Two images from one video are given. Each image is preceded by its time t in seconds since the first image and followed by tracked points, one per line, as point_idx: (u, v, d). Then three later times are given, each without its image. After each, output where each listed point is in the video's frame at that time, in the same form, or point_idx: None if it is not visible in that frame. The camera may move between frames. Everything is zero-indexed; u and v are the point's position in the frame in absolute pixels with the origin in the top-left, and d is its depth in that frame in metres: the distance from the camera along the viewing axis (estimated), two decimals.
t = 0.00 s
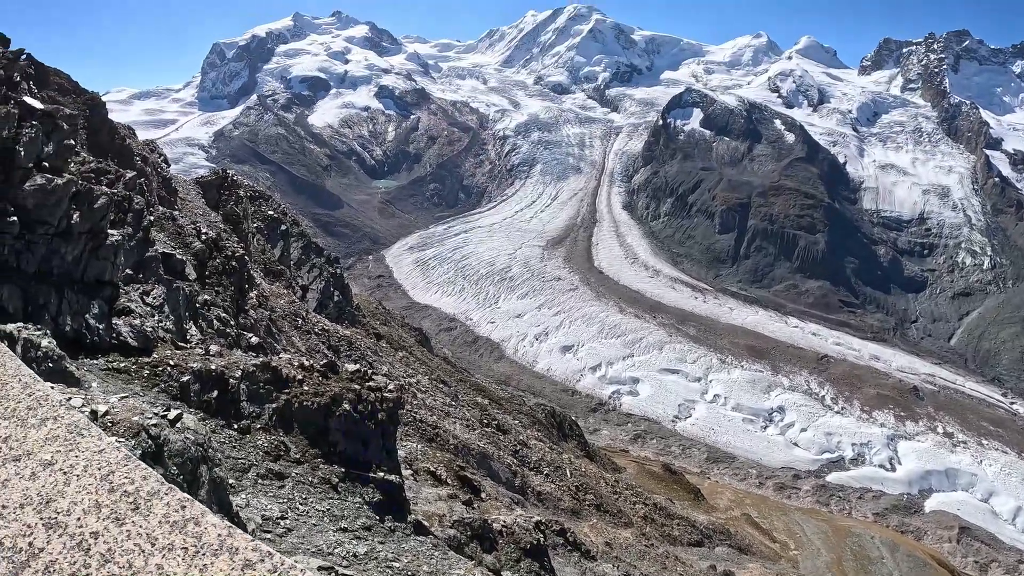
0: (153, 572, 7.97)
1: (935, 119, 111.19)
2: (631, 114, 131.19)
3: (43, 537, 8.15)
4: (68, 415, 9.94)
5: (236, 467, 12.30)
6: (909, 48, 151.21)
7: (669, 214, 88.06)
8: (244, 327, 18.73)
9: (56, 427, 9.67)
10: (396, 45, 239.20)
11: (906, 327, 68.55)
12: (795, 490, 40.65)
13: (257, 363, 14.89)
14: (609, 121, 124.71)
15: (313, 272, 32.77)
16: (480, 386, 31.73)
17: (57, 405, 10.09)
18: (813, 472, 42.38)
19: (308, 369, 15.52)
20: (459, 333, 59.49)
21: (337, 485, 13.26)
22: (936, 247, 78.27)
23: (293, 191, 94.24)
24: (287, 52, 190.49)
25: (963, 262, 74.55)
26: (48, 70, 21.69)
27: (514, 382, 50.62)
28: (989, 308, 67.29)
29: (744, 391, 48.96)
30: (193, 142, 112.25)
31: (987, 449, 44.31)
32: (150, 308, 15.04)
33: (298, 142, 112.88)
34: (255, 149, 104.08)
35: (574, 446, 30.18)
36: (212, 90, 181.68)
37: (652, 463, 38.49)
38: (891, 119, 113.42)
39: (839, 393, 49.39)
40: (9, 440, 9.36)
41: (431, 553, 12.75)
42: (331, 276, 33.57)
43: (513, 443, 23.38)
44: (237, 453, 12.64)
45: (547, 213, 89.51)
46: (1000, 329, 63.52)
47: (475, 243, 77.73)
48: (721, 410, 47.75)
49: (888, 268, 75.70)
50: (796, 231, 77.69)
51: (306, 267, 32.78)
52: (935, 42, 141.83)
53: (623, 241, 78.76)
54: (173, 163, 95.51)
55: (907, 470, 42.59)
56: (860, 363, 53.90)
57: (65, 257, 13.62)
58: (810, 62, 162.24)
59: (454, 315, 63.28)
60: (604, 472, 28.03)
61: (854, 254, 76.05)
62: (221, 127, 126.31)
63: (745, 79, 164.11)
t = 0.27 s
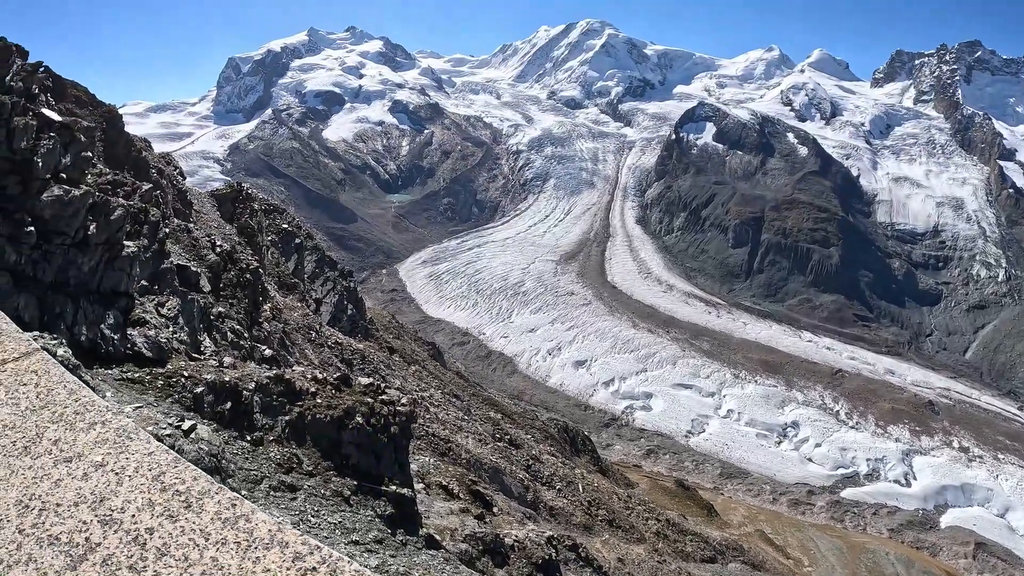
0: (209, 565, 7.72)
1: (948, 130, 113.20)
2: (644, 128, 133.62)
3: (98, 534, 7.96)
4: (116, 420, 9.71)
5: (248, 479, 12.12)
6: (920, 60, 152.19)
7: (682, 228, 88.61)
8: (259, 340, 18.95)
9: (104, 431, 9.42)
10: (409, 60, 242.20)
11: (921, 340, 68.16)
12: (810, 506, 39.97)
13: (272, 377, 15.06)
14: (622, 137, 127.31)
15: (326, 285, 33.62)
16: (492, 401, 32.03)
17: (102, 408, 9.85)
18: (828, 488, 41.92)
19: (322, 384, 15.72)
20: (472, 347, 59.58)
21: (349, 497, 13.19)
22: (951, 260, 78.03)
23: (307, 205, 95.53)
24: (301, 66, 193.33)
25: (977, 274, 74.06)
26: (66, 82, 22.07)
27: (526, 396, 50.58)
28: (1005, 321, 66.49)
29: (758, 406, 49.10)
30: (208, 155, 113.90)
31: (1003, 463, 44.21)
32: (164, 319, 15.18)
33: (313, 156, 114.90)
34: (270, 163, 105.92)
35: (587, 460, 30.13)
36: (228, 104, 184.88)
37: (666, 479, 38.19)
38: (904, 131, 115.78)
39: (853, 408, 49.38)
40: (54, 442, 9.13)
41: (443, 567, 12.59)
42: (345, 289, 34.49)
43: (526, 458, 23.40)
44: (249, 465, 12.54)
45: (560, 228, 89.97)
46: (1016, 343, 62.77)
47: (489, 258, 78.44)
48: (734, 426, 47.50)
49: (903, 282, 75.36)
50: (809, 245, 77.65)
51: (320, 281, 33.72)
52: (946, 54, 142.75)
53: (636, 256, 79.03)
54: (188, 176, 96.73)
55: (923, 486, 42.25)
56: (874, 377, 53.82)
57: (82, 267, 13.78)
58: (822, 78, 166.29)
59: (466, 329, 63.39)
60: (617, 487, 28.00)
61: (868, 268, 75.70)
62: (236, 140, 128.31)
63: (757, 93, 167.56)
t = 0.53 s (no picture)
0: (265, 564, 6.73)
1: (961, 143, 113.41)
2: (657, 144, 134.58)
3: (154, 532, 6.89)
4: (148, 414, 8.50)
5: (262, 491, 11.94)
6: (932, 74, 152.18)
7: (694, 244, 88.81)
8: (271, 353, 19.12)
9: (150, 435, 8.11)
10: (421, 76, 244.56)
11: (935, 355, 67.72)
12: (823, 524, 39.62)
13: (283, 391, 15.13)
14: (635, 153, 128.08)
15: (340, 300, 34.07)
16: (504, 418, 32.26)
17: (149, 415, 8.51)
18: (841, 506, 41.62)
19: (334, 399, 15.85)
20: (485, 363, 59.76)
21: (361, 511, 13.15)
22: (965, 274, 77.73)
23: (320, 219, 96.52)
24: (315, 82, 195.64)
25: (992, 289, 73.52)
26: (84, 95, 22.49)
27: (538, 412, 50.67)
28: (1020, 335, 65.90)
29: (771, 422, 48.91)
30: (222, 170, 115.22)
31: (1019, 479, 43.84)
32: (178, 331, 15.21)
33: (327, 172, 116.54)
34: (284, 177, 107.22)
35: (599, 477, 30.13)
36: (243, 119, 187.49)
37: (678, 496, 38.11)
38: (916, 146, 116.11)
39: (867, 424, 49.08)
40: (101, 446, 7.83)
41: None
42: (358, 304, 34.92)
43: (537, 474, 23.41)
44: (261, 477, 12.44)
45: (572, 243, 90.27)
46: None
47: (502, 273, 78.94)
48: (747, 442, 47.27)
49: (916, 296, 74.95)
50: (821, 260, 77.59)
51: (333, 296, 34.23)
52: (957, 68, 143.03)
53: (649, 272, 79.11)
54: (203, 190, 98.03)
55: (938, 503, 41.89)
56: (888, 394, 53.64)
57: (97, 277, 13.85)
58: (833, 92, 167.11)
59: (479, 345, 63.68)
60: (629, 505, 27.93)
61: (880, 283, 75.42)
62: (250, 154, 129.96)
63: (768, 109, 168.62)
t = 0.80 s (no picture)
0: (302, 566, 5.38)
1: (973, 158, 113.44)
2: (669, 161, 134.99)
3: (194, 536, 5.51)
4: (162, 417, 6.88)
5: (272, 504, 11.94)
6: (943, 89, 152.17)
7: (705, 261, 88.69)
8: (283, 367, 19.28)
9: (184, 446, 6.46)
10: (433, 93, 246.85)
11: (948, 372, 67.15)
12: (836, 543, 39.23)
13: (294, 405, 15.24)
14: (647, 170, 128.37)
15: (351, 315, 34.37)
16: (514, 434, 32.30)
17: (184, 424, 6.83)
18: (853, 524, 41.12)
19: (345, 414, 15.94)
20: (496, 379, 59.71)
21: (370, 526, 13.16)
22: (977, 289, 77.04)
23: (333, 234, 97.24)
24: (329, 99, 198.13)
25: (1005, 303, 73.01)
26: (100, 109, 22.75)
27: (549, 429, 50.55)
28: None
29: (783, 440, 48.58)
30: (236, 184, 116.43)
31: None
32: (190, 344, 15.34)
33: (340, 187, 117.74)
34: (296, 192, 108.22)
35: (609, 495, 29.97)
36: (256, 134, 189.72)
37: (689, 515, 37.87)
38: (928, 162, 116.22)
39: (880, 442, 48.73)
40: (137, 456, 6.22)
41: None
42: (369, 320, 35.18)
43: (547, 491, 23.34)
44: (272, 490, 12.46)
45: (584, 259, 90.31)
46: None
47: (513, 290, 79.18)
48: (758, 460, 46.90)
49: (930, 312, 74.40)
50: (833, 276, 77.32)
51: (344, 311, 34.56)
52: (968, 82, 143.09)
53: (660, 289, 78.91)
54: (217, 204, 99.01)
55: (951, 520, 41.53)
56: (901, 410, 53.32)
57: (110, 289, 14.07)
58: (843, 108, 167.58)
59: (490, 361, 63.76)
60: (640, 522, 27.79)
61: (893, 298, 75.17)
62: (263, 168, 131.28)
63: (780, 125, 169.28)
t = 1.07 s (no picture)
0: None
1: (984, 174, 113.26)
2: (679, 180, 135.14)
3: (229, 545, 5.12)
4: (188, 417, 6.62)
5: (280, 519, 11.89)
6: (953, 105, 152.97)
7: (716, 279, 88.41)
8: (292, 383, 19.40)
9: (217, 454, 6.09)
10: (444, 111, 249.16)
11: (960, 391, 67.05)
12: (847, 565, 38.05)
13: (304, 420, 15.29)
14: (658, 188, 128.45)
15: (361, 332, 34.53)
16: (524, 453, 32.20)
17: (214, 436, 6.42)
18: (866, 544, 40.51)
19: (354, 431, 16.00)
20: (506, 398, 59.56)
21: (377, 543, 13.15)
22: (990, 307, 77.54)
23: (344, 251, 97.88)
24: (342, 116, 200.57)
25: (1017, 320, 73.66)
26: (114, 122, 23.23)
27: (559, 448, 50.32)
28: None
29: (795, 459, 48.21)
30: (248, 200, 117.55)
31: None
32: (201, 357, 15.49)
33: (352, 205, 118.71)
34: (309, 209, 109.11)
35: (618, 515, 29.74)
36: (269, 151, 191.82)
37: (699, 535, 37.45)
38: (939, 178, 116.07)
39: (892, 462, 48.34)
40: (169, 466, 5.80)
41: None
42: (379, 337, 35.35)
43: (556, 510, 23.23)
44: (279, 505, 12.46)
45: (595, 278, 90.25)
46: None
47: (524, 308, 79.28)
48: (770, 480, 46.43)
49: (941, 331, 74.98)
50: (845, 295, 77.09)
51: (355, 327, 34.77)
52: (978, 99, 143.32)
53: (671, 308, 78.62)
54: (230, 220, 99.97)
55: (964, 540, 41.26)
56: (913, 429, 53.03)
57: (123, 301, 14.33)
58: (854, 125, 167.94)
59: (500, 379, 63.69)
60: (649, 543, 27.58)
61: (905, 316, 75.38)
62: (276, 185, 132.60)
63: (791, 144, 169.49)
